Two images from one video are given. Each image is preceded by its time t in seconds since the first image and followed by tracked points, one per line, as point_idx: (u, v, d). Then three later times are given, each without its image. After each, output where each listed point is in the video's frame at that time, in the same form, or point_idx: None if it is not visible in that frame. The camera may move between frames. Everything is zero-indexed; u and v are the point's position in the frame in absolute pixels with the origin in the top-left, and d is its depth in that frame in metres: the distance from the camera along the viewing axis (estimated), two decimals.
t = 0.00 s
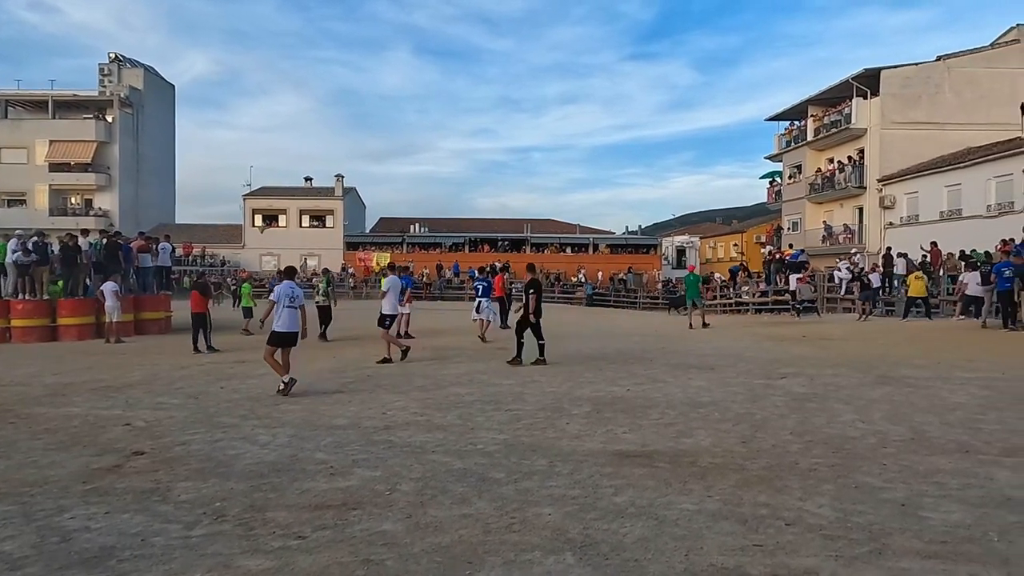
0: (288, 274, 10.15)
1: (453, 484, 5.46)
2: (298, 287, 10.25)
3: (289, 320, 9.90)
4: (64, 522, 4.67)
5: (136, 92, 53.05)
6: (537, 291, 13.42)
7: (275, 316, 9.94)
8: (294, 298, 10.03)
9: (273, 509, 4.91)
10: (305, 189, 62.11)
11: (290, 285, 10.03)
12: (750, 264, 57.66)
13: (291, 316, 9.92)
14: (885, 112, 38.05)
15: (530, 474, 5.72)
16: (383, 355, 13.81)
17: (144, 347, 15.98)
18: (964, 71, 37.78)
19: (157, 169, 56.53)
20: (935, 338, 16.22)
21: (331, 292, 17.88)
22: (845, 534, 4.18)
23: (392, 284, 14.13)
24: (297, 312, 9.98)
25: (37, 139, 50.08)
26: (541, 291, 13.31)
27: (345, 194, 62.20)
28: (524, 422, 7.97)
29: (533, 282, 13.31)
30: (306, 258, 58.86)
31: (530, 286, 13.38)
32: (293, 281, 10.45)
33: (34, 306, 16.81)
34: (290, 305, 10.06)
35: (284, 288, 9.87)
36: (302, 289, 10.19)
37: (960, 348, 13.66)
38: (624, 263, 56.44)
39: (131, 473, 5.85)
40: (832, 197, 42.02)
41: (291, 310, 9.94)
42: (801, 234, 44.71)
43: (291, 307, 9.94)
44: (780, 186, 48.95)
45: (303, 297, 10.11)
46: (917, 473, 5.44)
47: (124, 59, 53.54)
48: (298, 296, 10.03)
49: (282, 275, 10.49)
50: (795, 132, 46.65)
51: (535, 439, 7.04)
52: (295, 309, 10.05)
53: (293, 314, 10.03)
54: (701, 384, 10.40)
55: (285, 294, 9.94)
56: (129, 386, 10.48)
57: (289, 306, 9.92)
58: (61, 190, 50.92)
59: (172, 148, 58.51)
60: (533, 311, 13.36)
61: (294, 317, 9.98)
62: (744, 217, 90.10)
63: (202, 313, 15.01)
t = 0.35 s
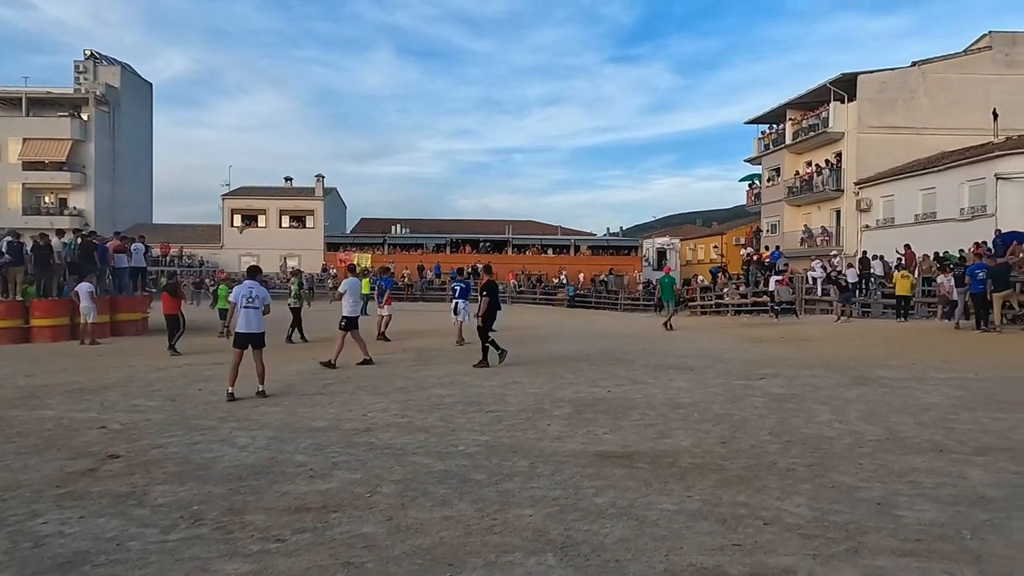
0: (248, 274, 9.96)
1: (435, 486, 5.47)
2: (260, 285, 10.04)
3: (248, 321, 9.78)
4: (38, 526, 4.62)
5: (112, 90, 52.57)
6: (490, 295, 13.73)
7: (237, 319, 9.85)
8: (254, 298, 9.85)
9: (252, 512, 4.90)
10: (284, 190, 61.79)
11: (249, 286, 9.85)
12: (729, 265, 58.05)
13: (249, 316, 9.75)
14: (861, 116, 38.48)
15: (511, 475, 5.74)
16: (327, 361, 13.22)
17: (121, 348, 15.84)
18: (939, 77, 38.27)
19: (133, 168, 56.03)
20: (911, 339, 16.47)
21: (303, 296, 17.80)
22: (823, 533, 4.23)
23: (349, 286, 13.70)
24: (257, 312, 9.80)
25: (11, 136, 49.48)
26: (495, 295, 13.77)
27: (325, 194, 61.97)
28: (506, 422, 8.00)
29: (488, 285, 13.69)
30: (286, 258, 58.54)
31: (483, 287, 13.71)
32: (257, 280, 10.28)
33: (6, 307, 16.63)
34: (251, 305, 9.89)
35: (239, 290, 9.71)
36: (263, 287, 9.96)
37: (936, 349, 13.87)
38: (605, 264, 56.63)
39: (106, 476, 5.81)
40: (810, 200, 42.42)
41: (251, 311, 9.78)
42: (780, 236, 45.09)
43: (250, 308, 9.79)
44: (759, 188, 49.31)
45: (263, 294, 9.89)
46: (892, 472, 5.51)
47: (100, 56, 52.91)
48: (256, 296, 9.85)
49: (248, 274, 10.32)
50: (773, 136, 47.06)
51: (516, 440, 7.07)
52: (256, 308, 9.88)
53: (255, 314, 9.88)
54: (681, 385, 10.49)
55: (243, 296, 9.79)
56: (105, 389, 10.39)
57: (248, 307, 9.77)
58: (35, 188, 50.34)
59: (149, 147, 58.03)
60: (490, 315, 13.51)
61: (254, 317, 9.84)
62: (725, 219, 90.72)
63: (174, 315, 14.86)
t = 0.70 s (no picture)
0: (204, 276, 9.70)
1: (409, 489, 5.47)
2: (216, 284, 9.74)
3: (205, 323, 9.53)
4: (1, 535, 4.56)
5: (79, 86, 51.87)
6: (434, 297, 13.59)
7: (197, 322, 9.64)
8: (208, 298, 9.58)
9: (223, 517, 4.87)
10: (257, 190, 61.31)
11: (202, 288, 9.60)
12: (703, 267, 58.52)
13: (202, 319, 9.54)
14: (831, 121, 38.99)
15: (485, 477, 5.76)
16: (298, 362, 13.11)
17: (89, 351, 15.63)
18: (906, 83, 38.90)
19: (101, 166, 55.31)
20: (880, 341, 16.74)
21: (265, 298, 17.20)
22: (793, 532, 4.30)
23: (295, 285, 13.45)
24: (211, 314, 9.54)
25: None
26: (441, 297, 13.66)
27: (299, 195, 61.58)
28: (480, 424, 8.02)
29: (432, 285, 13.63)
30: (258, 259, 58.09)
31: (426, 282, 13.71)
32: (217, 279, 10.01)
33: None
34: (208, 306, 9.63)
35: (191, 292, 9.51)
36: (218, 286, 9.65)
37: (904, 351, 14.09)
38: (580, 265, 56.81)
39: (73, 482, 5.74)
40: (781, 203, 42.90)
41: (205, 313, 9.54)
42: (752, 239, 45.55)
43: (204, 309, 9.54)
44: (731, 191, 49.75)
45: (216, 295, 9.58)
46: (860, 471, 5.61)
47: (67, 53, 52.19)
48: (210, 297, 9.58)
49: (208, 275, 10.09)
50: (746, 139, 47.55)
51: (490, 442, 7.09)
52: (212, 308, 9.60)
53: (212, 314, 9.62)
54: (654, 386, 10.59)
55: (197, 299, 9.57)
56: (71, 392, 10.24)
57: (202, 308, 9.53)
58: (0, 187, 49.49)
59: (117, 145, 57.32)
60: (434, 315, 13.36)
61: (210, 318, 9.58)
62: (699, 221, 91.50)
63: (134, 317, 14.68)
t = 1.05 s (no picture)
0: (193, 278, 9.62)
1: (401, 489, 5.46)
2: (205, 287, 9.63)
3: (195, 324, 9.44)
4: None
5: (69, 85, 51.62)
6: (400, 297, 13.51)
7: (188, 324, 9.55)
8: (197, 300, 9.48)
9: (214, 518, 4.85)
10: (249, 189, 61.13)
11: (191, 290, 9.51)
12: (695, 267, 58.65)
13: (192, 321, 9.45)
14: (822, 121, 39.13)
15: (478, 477, 5.75)
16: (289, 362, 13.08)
17: (79, 351, 15.56)
18: (897, 83, 39.06)
19: (91, 165, 55.12)
20: (871, 340, 16.73)
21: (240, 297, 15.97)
22: (785, 531, 4.31)
23: (260, 288, 12.99)
24: (200, 315, 9.44)
25: None
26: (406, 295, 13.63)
27: (291, 194, 61.44)
28: (473, 424, 8.00)
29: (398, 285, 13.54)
30: (250, 258, 57.92)
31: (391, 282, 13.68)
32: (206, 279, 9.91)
33: None
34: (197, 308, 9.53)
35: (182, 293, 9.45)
36: (206, 287, 9.53)
37: (895, 350, 14.11)
38: (573, 265, 56.82)
39: (62, 483, 5.70)
40: (773, 203, 43.03)
41: (194, 314, 9.45)
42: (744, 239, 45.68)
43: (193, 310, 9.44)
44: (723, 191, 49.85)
45: (205, 295, 9.46)
46: (851, 470, 5.63)
47: (57, 51, 51.95)
48: (198, 298, 9.48)
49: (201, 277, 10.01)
50: (738, 139, 47.66)
51: (483, 443, 7.07)
52: (200, 310, 9.48)
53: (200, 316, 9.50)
54: (647, 385, 10.57)
55: (187, 300, 9.48)
56: (61, 393, 10.20)
57: (191, 309, 9.45)
58: None
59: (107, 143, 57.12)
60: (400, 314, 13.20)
61: (199, 320, 9.47)
62: (691, 221, 91.78)
63: (112, 317, 14.49)
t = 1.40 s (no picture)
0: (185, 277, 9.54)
1: (386, 489, 5.45)
2: (196, 286, 9.57)
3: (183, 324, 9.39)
4: None
5: (56, 84, 51.32)
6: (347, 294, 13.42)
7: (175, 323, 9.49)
8: (187, 299, 9.42)
9: (197, 519, 4.84)
10: (238, 189, 60.91)
11: (181, 289, 9.44)
12: (685, 266, 58.77)
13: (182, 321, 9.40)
14: (811, 122, 39.30)
15: (463, 476, 5.75)
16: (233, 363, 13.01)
17: (66, 351, 15.48)
18: (884, 84, 39.26)
19: (78, 164, 54.81)
20: (859, 339, 16.81)
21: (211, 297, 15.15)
22: (767, 529, 4.33)
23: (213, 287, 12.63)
24: (189, 315, 9.38)
25: None
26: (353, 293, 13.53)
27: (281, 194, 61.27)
28: (459, 424, 8.00)
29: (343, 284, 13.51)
30: (239, 258, 57.70)
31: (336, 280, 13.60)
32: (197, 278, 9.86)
33: None
34: (186, 308, 9.48)
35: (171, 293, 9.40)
36: (197, 287, 9.48)
37: (882, 349, 14.19)
38: (563, 265, 56.84)
39: (44, 485, 5.67)
40: (762, 203, 43.18)
41: (183, 314, 9.39)
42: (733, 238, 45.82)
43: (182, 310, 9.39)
44: (713, 191, 49.95)
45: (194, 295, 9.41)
46: (834, 468, 5.66)
47: (43, 49, 51.65)
48: (188, 297, 9.42)
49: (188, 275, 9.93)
50: (727, 139, 47.79)
51: (469, 442, 7.07)
52: (190, 310, 9.43)
53: (189, 316, 9.45)
54: (635, 385, 10.59)
55: (176, 299, 9.41)
56: (45, 394, 10.13)
57: (180, 309, 9.39)
58: None
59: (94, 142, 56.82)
60: (348, 313, 13.18)
61: (188, 320, 9.41)
62: (682, 220, 92.00)
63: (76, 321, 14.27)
